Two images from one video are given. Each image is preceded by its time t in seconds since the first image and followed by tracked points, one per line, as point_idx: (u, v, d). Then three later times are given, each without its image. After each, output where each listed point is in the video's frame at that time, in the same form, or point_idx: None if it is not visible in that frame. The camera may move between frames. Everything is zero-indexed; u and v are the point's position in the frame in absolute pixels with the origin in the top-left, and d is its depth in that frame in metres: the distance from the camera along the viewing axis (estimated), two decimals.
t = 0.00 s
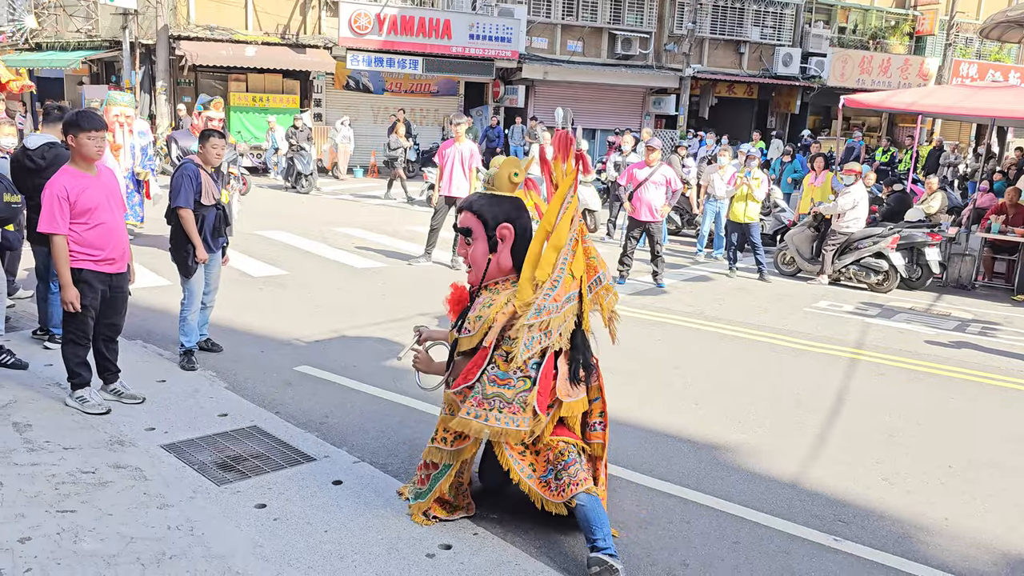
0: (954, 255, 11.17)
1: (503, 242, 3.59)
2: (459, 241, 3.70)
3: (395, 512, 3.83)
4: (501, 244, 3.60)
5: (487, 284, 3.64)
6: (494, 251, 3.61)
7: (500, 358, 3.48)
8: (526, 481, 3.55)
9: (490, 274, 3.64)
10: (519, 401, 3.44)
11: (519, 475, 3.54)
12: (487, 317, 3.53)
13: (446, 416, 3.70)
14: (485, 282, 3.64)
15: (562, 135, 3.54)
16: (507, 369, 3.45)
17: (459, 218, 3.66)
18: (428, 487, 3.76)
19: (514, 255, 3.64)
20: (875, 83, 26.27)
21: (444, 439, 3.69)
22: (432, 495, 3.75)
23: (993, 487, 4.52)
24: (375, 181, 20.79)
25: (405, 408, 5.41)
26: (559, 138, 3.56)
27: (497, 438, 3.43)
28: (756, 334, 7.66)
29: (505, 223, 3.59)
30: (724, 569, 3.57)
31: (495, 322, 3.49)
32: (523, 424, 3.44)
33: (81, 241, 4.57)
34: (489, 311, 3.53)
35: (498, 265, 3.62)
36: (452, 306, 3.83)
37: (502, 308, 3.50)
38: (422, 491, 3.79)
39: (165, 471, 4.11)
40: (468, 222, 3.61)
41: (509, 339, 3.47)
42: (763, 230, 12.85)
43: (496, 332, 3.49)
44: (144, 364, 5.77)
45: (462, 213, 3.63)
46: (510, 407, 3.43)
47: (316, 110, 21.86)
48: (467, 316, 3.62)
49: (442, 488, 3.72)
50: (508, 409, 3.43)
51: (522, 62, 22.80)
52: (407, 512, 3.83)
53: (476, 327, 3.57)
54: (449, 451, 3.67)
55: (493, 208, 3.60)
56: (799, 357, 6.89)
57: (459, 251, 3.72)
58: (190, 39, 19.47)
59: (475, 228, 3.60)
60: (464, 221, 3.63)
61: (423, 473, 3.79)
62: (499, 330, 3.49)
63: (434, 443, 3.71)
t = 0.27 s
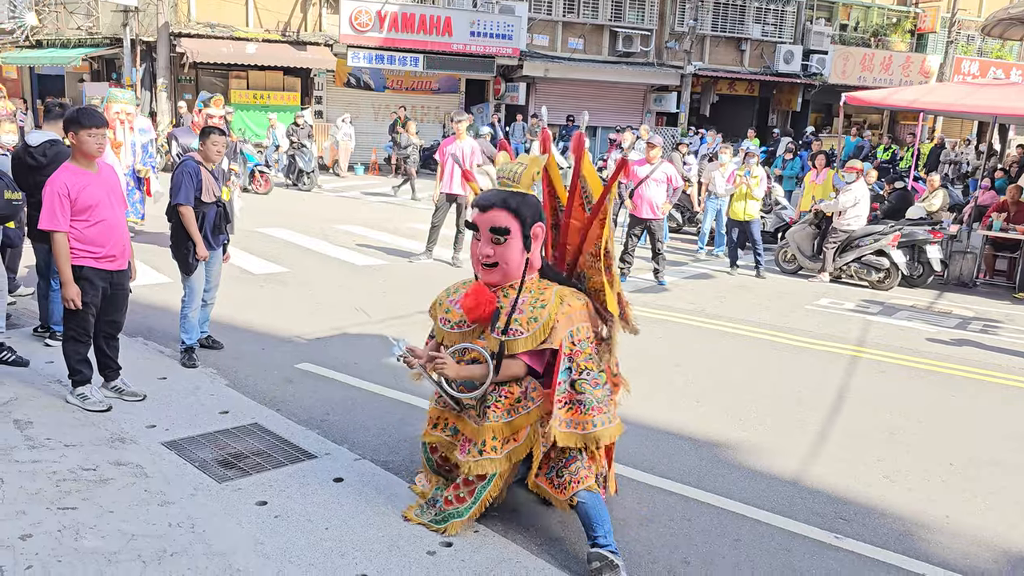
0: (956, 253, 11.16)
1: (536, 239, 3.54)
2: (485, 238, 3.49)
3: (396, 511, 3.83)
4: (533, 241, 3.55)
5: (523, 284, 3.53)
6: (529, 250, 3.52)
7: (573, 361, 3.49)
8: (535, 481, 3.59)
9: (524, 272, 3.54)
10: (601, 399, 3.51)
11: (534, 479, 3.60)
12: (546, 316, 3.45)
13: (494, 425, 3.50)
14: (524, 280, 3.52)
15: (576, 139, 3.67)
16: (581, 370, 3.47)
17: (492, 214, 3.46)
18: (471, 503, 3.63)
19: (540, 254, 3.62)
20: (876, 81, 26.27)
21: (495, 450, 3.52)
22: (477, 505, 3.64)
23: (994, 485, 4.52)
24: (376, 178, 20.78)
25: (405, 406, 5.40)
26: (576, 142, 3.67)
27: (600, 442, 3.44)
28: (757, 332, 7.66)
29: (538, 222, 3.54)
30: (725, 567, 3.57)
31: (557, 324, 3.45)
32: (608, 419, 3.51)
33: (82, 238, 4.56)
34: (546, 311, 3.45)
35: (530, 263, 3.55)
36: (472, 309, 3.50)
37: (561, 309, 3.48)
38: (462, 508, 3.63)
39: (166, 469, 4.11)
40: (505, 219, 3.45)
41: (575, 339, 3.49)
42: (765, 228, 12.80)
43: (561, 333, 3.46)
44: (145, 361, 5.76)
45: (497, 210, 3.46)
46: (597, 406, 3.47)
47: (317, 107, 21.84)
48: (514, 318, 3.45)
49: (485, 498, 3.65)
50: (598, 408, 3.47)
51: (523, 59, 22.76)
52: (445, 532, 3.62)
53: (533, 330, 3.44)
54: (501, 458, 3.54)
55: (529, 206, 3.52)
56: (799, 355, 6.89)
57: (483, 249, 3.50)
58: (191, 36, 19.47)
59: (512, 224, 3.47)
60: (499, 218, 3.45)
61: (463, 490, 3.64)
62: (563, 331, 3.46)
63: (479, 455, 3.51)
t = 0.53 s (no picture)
0: (957, 252, 11.13)
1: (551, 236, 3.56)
2: (503, 233, 3.45)
3: (397, 508, 3.83)
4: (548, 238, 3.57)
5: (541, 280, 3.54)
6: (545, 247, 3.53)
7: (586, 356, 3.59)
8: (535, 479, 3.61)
9: (539, 269, 3.55)
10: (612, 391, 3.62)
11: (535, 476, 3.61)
12: (567, 312, 3.51)
13: (514, 421, 3.46)
14: (541, 277, 3.53)
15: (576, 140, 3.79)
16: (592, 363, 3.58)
17: (512, 210, 3.43)
18: (503, 502, 3.64)
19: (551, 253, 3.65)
20: (877, 79, 26.23)
21: (515, 446, 3.49)
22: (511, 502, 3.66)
23: (995, 484, 4.52)
24: (376, 176, 20.75)
25: (405, 404, 5.40)
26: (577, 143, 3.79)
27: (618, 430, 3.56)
28: (758, 330, 7.65)
29: (552, 221, 3.58)
30: (725, 565, 3.57)
31: (576, 321, 3.53)
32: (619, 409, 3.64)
33: (82, 235, 4.56)
34: (567, 308, 3.51)
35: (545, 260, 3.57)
36: (486, 304, 3.41)
37: (579, 306, 3.55)
38: (496, 507, 3.64)
39: (167, 466, 4.11)
40: (527, 215, 3.45)
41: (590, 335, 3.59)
42: (766, 226, 12.79)
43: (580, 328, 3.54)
44: (146, 358, 5.76)
45: (519, 206, 3.44)
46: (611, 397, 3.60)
47: (317, 105, 21.79)
48: (534, 314, 3.46)
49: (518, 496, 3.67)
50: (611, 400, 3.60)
51: (523, 57, 22.72)
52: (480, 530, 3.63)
53: (554, 326, 3.48)
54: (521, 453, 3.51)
55: (546, 204, 3.54)
56: (800, 353, 6.89)
57: (500, 244, 3.45)
58: (191, 34, 19.42)
59: (533, 221, 3.47)
60: (520, 213, 3.43)
61: (497, 489, 3.63)
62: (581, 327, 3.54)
63: (503, 452, 3.50)
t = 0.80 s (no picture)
0: (958, 251, 11.13)
1: (547, 234, 3.50)
2: (499, 232, 3.40)
3: (397, 507, 3.83)
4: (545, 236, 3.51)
5: (537, 278, 3.49)
6: (541, 246, 3.47)
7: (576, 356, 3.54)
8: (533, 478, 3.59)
9: (536, 268, 3.49)
10: (597, 393, 3.60)
11: (530, 474, 3.59)
12: (561, 311, 3.44)
13: (507, 420, 3.40)
14: (537, 276, 3.48)
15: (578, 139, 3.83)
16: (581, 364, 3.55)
17: (507, 208, 3.37)
18: (498, 510, 3.53)
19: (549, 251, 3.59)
20: (878, 78, 26.24)
21: (508, 445, 3.41)
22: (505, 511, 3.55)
23: (995, 483, 4.52)
24: (377, 175, 20.75)
25: (405, 403, 5.40)
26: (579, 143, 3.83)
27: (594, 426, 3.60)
28: (758, 330, 7.65)
29: (549, 219, 3.51)
30: (725, 565, 3.57)
31: (570, 319, 3.46)
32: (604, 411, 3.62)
33: (81, 233, 4.56)
34: (562, 307, 3.44)
35: (541, 259, 3.51)
36: (484, 302, 3.45)
37: (575, 306, 3.48)
38: (492, 514, 3.53)
39: (167, 465, 4.11)
40: (522, 212, 3.38)
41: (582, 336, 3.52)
42: (766, 225, 12.77)
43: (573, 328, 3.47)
44: (146, 357, 5.76)
45: (514, 204, 3.38)
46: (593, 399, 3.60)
47: (318, 103, 21.78)
48: (528, 313, 3.41)
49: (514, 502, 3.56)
50: (590, 402, 3.59)
51: (524, 56, 22.72)
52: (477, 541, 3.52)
53: (548, 325, 3.41)
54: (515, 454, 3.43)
55: (543, 201, 3.47)
56: (800, 353, 6.88)
57: (496, 243, 3.41)
58: (192, 32, 19.42)
59: (528, 220, 3.40)
60: (515, 212, 3.37)
61: (492, 492, 3.54)
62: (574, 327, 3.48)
63: (497, 451, 3.42)
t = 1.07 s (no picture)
0: (958, 252, 11.14)
1: (542, 237, 3.48)
2: (492, 235, 3.39)
3: (397, 508, 3.82)
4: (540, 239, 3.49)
5: (532, 281, 3.48)
6: (535, 248, 3.45)
7: (566, 358, 3.50)
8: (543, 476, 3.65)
9: (531, 270, 3.48)
10: (585, 396, 3.53)
11: (538, 472, 3.66)
12: (555, 314, 3.44)
13: (501, 422, 3.41)
14: (531, 278, 3.47)
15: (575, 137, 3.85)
16: (572, 366, 3.50)
17: (500, 212, 3.37)
18: (485, 514, 3.51)
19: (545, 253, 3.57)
20: (878, 78, 26.26)
21: (501, 447, 3.44)
22: (490, 516, 3.53)
23: (995, 484, 4.52)
24: (377, 175, 20.74)
25: (405, 402, 5.40)
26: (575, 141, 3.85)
27: (575, 437, 3.48)
28: (758, 330, 7.64)
29: (543, 221, 3.48)
30: (725, 565, 3.57)
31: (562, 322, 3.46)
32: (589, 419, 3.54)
33: (79, 233, 4.56)
34: (555, 309, 3.44)
35: (536, 262, 3.49)
36: (477, 305, 3.41)
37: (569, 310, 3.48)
38: (479, 517, 3.51)
39: (167, 464, 4.11)
40: (514, 215, 3.37)
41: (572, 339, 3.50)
42: (767, 226, 12.76)
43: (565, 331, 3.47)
44: (146, 357, 5.76)
45: (506, 207, 3.38)
46: (579, 403, 3.51)
47: (319, 103, 21.78)
48: (521, 316, 3.41)
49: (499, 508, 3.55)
50: (577, 406, 3.51)
51: (525, 56, 22.72)
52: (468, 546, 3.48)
53: (540, 328, 3.41)
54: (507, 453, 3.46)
55: (536, 204, 3.46)
56: (800, 353, 6.88)
57: (490, 246, 3.40)
58: (192, 32, 19.41)
59: (520, 223, 3.39)
60: (507, 215, 3.36)
61: (478, 496, 3.51)
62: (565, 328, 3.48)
63: (489, 453, 3.44)
